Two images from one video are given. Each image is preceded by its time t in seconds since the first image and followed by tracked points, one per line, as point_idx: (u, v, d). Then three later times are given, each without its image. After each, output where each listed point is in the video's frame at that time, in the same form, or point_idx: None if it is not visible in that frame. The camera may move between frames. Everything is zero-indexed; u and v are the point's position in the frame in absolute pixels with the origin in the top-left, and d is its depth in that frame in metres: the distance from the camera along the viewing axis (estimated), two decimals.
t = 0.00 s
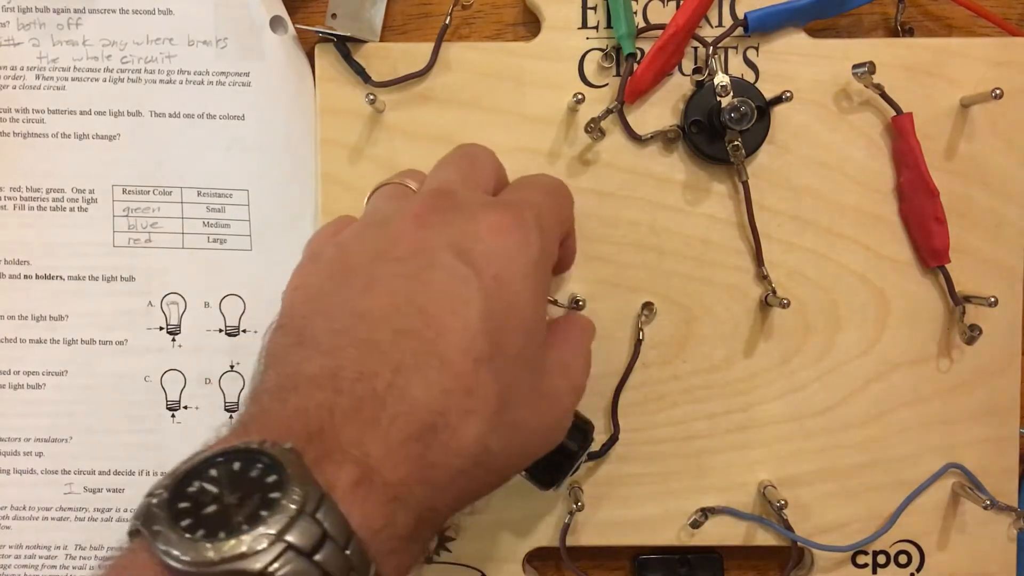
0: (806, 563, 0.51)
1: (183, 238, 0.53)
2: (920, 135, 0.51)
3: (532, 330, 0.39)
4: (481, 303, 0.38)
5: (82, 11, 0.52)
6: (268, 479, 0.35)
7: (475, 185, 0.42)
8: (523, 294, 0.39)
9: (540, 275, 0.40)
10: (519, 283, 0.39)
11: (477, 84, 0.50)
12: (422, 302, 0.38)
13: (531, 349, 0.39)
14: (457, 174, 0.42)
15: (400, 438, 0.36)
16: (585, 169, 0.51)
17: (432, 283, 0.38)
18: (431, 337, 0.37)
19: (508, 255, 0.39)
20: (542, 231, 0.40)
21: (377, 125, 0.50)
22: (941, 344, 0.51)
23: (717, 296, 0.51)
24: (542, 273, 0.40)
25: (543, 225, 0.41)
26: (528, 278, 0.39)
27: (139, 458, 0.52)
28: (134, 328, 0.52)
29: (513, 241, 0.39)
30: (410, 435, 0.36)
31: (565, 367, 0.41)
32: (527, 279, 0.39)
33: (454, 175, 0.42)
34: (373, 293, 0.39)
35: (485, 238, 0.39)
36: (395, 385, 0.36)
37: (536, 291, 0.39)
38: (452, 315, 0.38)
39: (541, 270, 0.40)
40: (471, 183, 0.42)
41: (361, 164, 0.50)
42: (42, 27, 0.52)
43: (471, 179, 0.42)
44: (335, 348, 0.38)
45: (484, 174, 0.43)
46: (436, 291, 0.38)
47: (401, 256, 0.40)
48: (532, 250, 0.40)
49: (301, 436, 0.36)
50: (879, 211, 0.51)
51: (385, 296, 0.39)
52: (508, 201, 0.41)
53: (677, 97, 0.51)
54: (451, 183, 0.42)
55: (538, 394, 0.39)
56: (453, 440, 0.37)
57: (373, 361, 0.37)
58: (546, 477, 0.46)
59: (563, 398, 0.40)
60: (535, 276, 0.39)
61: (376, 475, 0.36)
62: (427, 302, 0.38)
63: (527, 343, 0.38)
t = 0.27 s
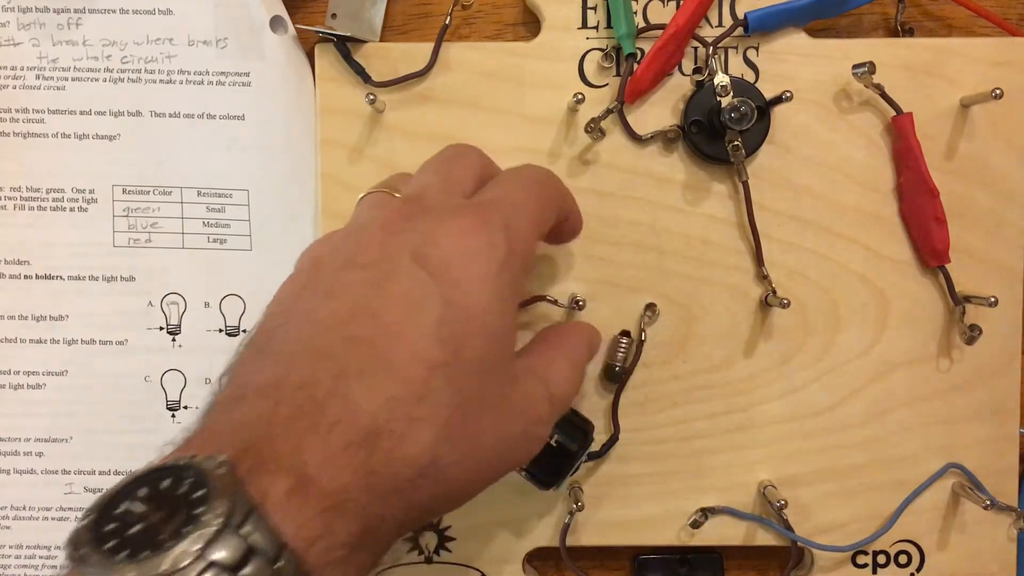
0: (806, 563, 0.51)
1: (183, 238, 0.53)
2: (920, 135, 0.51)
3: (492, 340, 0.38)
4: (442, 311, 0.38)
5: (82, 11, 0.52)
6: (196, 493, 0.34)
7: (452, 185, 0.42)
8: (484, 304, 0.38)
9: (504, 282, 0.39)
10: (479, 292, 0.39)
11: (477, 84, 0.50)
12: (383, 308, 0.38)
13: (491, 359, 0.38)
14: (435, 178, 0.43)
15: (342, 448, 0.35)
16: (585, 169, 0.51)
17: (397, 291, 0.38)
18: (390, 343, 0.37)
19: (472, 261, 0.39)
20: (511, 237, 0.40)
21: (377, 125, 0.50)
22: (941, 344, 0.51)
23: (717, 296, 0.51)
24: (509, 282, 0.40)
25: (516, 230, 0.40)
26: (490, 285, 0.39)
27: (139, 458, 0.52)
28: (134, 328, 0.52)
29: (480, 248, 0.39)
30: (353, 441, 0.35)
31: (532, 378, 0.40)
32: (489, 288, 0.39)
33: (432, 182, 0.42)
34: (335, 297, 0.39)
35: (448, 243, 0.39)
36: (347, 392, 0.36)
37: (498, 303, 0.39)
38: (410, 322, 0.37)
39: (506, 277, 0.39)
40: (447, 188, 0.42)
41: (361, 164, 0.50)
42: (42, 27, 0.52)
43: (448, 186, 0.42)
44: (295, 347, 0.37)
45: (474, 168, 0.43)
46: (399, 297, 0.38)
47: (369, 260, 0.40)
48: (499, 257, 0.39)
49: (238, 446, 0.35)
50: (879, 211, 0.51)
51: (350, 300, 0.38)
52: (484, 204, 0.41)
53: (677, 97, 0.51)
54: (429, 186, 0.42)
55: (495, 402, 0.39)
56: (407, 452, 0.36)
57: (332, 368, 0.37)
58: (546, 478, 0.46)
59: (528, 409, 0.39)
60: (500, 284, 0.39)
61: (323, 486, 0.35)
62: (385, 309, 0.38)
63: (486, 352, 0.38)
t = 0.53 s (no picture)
0: (806, 563, 0.51)
1: (183, 238, 0.53)
2: (920, 135, 0.51)
3: (548, 369, 0.42)
4: (493, 345, 0.42)
5: (81, 11, 0.52)
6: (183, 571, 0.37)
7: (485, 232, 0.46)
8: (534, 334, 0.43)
9: (578, 304, 0.43)
10: (520, 315, 0.43)
11: (477, 84, 0.50)
12: (428, 346, 0.42)
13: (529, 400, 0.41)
14: (591, 204, 0.45)
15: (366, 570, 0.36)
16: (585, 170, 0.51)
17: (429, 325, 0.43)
18: (440, 379, 0.41)
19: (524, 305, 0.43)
20: (551, 253, 0.44)
21: (377, 125, 0.50)
22: (941, 344, 0.51)
23: (717, 296, 0.51)
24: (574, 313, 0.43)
25: (554, 280, 0.44)
26: (525, 316, 0.43)
27: (139, 458, 0.52)
28: (134, 328, 0.52)
29: (521, 283, 0.44)
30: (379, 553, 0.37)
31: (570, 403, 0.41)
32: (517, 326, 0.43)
33: (584, 201, 0.45)
34: (388, 341, 0.42)
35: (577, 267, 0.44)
36: (422, 432, 0.40)
37: (561, 324, 0.43)
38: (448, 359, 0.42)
39: (541, 324, 0.43)
40: (572, 214, 0.45)
41: (361, 164, 0.50)
42: (42, 27, 0.52)
43: (605, 208, 0.45)
44: (332, 382, 0.42)
45: (594, 191, 0.45)
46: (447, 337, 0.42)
47: (410, 309, 0.43)
48: (531, 294, 0.43)
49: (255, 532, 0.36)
50: (879, 211, 0.51)
51: (402, 341, 0.42)
52: (519, 238, 0.45)
53: (677, 97, 0.51)
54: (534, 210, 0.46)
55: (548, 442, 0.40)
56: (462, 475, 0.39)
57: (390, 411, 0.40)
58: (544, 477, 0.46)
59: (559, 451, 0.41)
60: (552, 313, 0.43)
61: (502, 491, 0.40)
62: (439, 336, 0.42)
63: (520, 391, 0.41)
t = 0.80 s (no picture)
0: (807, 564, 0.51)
1: (183, 238, 0.53)
2: (920, 135, 0.51)
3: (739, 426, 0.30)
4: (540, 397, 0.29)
5: (82, 11, 0.52)
6: None
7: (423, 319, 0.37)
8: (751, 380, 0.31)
9: (726, 362, 0.31)
10: (654, 366, 0.30)
11: (477, 84, 0.50)
12: (459, 376, 0.31)
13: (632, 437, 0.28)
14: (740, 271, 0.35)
15: None
16: (584, 170, 0.51)
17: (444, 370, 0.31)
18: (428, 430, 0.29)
19: (745, 356, 0.31)
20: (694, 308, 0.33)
21: (377, 125, 0.50)
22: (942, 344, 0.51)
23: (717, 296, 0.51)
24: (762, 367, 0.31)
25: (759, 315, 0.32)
26: (644, 358, 0.30)
27: (139, 458, 0.52)
28: (134, 328, 0.52)
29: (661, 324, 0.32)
30: None
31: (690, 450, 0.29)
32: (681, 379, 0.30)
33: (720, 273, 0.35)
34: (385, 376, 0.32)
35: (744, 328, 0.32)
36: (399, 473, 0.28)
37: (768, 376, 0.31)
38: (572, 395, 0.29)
39: (764, 364, 0.31)
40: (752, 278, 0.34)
41: (361, 164, 0.50)
42: (42, 27, 0.52)
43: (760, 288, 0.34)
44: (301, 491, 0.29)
45: (741, 269, 0.35)
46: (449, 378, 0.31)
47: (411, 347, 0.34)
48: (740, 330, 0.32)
49: None
50: (878, 211, 0.51)
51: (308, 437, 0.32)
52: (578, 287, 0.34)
53: (677, 97, 0.51)
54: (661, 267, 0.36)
55: (649, 487, 0.28)
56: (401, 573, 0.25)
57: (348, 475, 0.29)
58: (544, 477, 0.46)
59: (671, 505, 0.28)
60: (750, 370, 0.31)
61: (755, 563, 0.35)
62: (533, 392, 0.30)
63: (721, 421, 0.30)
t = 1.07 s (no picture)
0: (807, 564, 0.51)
1: (183, 238, 0.53)
2: (921, 135, 0.51)
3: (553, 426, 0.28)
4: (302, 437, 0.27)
5: (82, 11, 0.52)
6: None
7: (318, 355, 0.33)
8: (485, 437, 0.27)
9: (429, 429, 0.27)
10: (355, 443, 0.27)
11: (477, 84, 0.50)
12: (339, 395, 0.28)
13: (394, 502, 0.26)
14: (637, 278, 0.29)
15: None
16: (585, 170, 0.51)
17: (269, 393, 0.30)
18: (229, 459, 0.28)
19: (453, 414, 0.27)
20: (431, 354, 0.29)
21: (377, 125, 0.50)
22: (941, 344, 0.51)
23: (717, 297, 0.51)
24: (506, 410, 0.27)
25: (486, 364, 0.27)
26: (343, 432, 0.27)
27: (140, 458, 0.52)
28: (134, 328, 0.52)
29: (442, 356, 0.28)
30: None
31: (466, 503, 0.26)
32: (414, 444, 0.26)
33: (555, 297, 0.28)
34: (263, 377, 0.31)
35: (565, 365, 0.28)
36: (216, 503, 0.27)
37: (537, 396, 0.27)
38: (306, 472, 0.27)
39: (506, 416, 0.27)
40: (546, 296, 0.29)
41: (361, 164, 0.50)
42: (43, 27, 0.52)
43: (613, 280, 0.29)
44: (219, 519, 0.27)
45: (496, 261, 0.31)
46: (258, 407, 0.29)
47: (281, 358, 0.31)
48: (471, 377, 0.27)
49: None
50: (878, 211, 0.51)
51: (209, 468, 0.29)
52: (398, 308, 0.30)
53: (677, 97, 0.51)
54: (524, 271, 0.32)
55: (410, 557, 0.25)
56: (212, 573, 0.25)
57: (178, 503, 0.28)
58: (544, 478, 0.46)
59: (477, 532, 0.27)
60: (474, 417, 0.27)
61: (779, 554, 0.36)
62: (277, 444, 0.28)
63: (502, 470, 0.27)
